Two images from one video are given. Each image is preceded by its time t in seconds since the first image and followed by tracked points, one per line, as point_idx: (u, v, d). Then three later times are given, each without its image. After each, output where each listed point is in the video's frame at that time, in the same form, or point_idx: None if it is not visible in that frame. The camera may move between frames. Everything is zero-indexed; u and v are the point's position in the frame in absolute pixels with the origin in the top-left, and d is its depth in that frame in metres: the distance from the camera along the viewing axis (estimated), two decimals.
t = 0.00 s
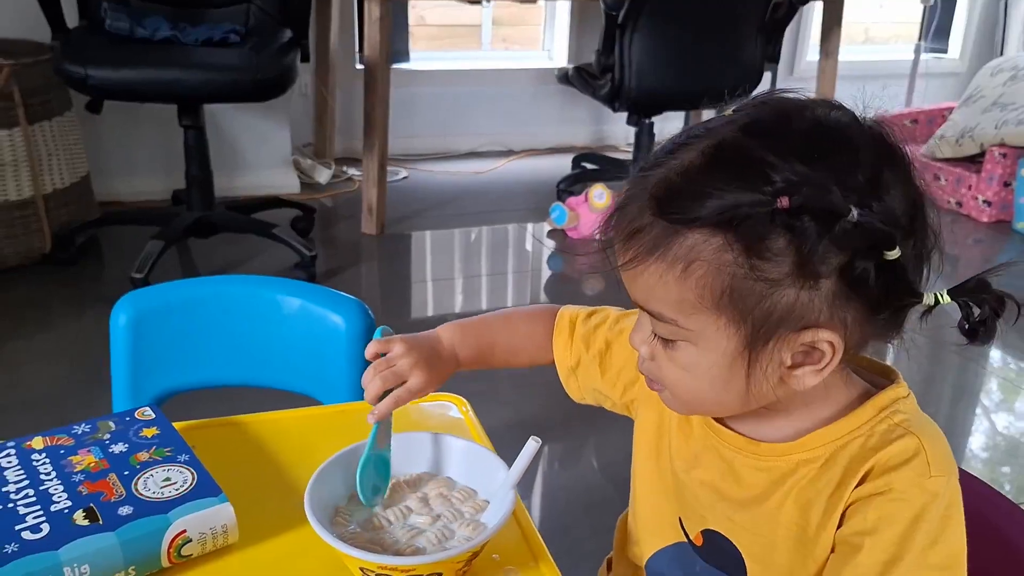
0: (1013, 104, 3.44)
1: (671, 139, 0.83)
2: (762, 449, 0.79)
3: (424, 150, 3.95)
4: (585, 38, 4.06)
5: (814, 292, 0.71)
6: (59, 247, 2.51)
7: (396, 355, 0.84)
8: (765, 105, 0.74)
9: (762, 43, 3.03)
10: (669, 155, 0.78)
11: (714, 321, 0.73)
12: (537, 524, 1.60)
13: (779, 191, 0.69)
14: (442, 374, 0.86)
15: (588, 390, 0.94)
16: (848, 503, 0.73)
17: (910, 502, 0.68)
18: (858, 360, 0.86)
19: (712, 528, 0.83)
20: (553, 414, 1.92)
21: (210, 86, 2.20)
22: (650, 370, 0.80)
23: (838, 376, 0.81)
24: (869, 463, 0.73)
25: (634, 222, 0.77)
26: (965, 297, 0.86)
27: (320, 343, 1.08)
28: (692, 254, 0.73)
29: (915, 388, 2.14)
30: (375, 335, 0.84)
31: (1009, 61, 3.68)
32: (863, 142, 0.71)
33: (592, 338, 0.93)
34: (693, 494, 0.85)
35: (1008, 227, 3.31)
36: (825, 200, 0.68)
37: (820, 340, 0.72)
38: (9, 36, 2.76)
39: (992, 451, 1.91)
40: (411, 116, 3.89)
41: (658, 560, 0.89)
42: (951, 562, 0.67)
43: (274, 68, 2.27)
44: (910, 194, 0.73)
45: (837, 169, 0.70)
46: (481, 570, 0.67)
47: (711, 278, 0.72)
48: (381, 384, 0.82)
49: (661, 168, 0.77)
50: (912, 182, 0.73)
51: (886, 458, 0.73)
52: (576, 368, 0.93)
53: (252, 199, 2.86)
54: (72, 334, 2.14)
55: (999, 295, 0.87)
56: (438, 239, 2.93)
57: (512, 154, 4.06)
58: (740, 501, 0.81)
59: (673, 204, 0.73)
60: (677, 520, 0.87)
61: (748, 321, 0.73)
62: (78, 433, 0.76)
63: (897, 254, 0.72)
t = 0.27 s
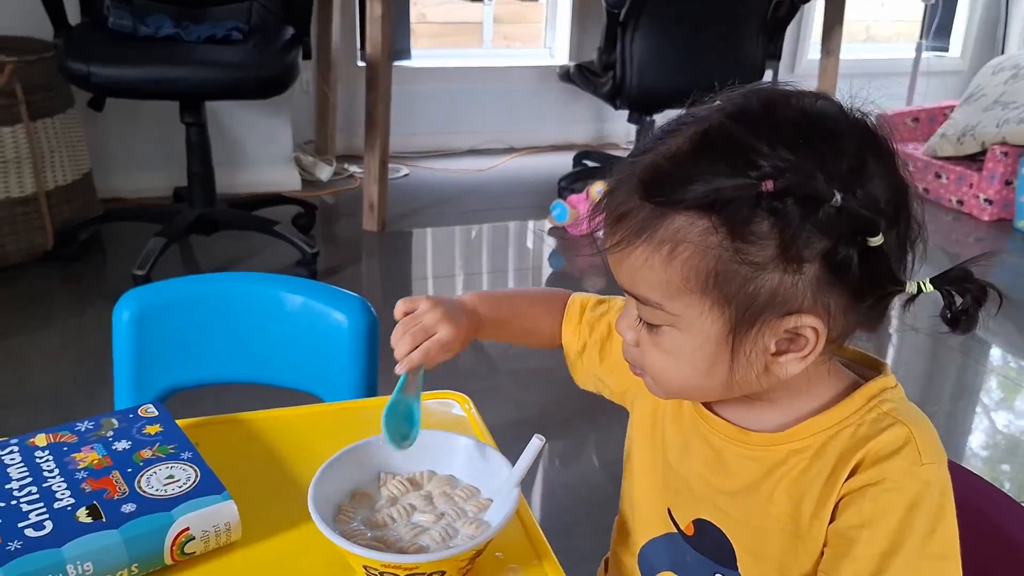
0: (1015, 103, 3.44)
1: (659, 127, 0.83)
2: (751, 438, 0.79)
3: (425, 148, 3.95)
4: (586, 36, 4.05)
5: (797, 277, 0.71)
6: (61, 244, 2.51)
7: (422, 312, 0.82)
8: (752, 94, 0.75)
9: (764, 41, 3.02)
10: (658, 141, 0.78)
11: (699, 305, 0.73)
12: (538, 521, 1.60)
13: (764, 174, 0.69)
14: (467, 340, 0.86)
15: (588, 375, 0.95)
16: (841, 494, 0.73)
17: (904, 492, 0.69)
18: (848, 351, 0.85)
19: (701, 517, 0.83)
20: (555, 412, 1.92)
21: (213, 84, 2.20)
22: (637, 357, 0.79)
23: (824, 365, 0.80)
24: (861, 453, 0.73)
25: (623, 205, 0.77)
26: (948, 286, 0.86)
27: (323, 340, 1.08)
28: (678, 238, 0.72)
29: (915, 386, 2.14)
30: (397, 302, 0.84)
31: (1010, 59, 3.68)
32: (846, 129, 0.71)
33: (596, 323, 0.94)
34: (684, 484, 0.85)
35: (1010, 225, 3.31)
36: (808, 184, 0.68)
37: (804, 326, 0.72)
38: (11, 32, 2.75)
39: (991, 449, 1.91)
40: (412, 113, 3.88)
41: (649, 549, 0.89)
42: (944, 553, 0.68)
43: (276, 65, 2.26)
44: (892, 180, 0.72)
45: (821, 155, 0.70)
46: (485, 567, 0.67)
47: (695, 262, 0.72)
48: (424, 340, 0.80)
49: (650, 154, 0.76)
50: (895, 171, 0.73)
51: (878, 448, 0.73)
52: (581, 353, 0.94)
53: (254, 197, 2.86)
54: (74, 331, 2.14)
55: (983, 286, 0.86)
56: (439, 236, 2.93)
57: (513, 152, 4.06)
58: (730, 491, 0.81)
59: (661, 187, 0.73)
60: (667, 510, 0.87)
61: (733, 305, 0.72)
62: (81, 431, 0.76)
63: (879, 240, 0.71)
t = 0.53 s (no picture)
0: (1008, 98, 3.40)
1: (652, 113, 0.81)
2: (746, 425, 0.75)
3: (417, 140, 3.92)
4: (580, 28, 4.03)
5: (794, 258, 0.67)
6: (47, 236, 2.48)
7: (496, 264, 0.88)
8: (751, 78, 0.72)
9: (757, 33, 2.96)
10: (653, 123, 0.75)
11: (694, 287, 0.69)
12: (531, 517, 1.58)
13: (764, 151, 0.66)
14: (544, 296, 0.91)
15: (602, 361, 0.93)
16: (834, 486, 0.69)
17: (899, 484, 0.64)
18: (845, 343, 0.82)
19: (695, 504, 0.79)
20: (549, 406, 1.90)
21: (202, 74, 2.16)
22: (630, 343, 0.76)
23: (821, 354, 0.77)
24: (854, 445, 0.68)
25: (617, 185, 0.74)
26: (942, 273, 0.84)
27: (313, 335, 1.05)
28: (675, 215, 0.69)
29: (906, 380, 2.13)
30: (469, 252, 0.88)
31: (1002, 54, 3.66)
32: (843, 114, 0.69)
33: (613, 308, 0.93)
34: (678, 473, 0.81)
35: (1002, 220, 3.30)
36: (809, 163, 0.66)
37: (799, 309, 0.69)
38: None
39: (978, 442, 1.90)
40: (404, 105, 3.85)
41: (648, 533, 0.85)
42: (944, 550, 0.63)
43: (266, 55, 2.23)
44: (888, 168, 0.70)
45: (820, 137, 0.67)
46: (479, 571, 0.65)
47: (691, 242, 0.69)
48: (501, 294, 0.85)
49: (647, 133, 0.73)
50: (891, 157, 0.71)
51: (873, 439, 0.68)
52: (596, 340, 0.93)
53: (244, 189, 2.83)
54: (60, 325, 2.10)
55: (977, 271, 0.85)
56: (430, 229, 2.90)
57: (506, 145, 4.03)
58: (722, 481, 0.77)
59: (660, 163, 0.70)
60: (661, 498, 0.84)
61: (728, 286, 0.69)
62: (62, 429, 0.74)
63: (876, 223, 0.68)
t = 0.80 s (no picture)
0: (996, 71, 3.37)
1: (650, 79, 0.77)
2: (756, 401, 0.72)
3: (401, 113, 3.86)
4: None
5: (816, 218, 0.64)
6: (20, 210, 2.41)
7: (543, 243, 0.85)
8: (751, 38, 0.69)
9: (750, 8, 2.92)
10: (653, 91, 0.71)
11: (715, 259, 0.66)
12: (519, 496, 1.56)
13: (775, 107, 0.62)
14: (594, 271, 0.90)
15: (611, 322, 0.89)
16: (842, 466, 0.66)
17: (913, 466, 0.61)
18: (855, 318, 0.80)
19: (698, 479, 0.76)
20: (537, 384, 1.88)
21: (179, 43, 2.10)
22: (645, 324, 0.73)
23: (838, 326, 0.73)
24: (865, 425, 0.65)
25: (621, 159, 0.70)
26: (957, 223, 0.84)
27: (295, 312, 1.01)
28: (688, 182, 0.65)
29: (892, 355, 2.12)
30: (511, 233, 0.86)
31: (990, 27, 3.62)
32: (848, 63, 0.66)
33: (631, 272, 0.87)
34: (684, 450, 0.78)
35: (989, 195, 3.31)
36: (822, 119, 0.62)
37: (824, 272, 0.65)
38: None
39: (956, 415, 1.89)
40: (387, 77, 3.78)
41: (649, 508, 0.82)
42: (956, 536, 0.61)
43: (245, 24, 2.17)
44: (902, 111, 0.67)
45: (830, 88, 0.64)
46: (473, 560, 0.62)
47: (708, 209, 0.65)
48: (565, 270, 0.84)
49: (647, 101, 0.69)
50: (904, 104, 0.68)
51: (886, 420, 0.65)
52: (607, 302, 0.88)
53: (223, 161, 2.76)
54: (35, 301, 2.05)
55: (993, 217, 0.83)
56: (414, 203, 2.86)
57: (491, 118, 3.98)
58: (728, 457, 0.74)
59: (665, 131, 0.66)
60: (665, 473, 0.81)
61: (751, 254, 0.65)
62: (29, 412, 0.69)
63: (897, 174, 0.66)
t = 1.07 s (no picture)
0: (999, 57, 3.38)
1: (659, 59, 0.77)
2: (758, 378, 0.72)
3: (401, 98, 3.84)
4: None
5: (822, 188, 0.64)
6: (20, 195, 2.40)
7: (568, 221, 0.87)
8: (763, 14, 0.70)
9: None
10: (664, 66, 0.71)
11: (720, 228, 0.65)
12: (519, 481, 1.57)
13: (787, 75, 0.62)
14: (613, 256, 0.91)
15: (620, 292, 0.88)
16: (842, 445, 0.66)
17: (915, 445, 0.61)
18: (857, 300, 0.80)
19: (700, 459, 0.77)
20: (537, 369, 1.88)
21: (177, 26, 2.09)
22: (649, 298, 0.72)
23: (844, 309, 0.73)
24: (866, 405, 0.65)
25: (630, 130, 0.70)
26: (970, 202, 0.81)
27: (296, 297, 1.01)
28: (697, 149, 0.65)
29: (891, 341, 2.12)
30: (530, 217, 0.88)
31: (995, 12, 3.61)
32: (862, 37, 0.66)
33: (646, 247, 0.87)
34: (686, 429, 0.79)
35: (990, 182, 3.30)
36: (834, 87, 0.62)
37: (828, 244, 0.65)
38: None
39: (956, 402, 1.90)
40: (387, 62, 3.76)
41: (652, 489, 0.83)
42: (957, 517, 0.60)
43: (244, 6, 2.15)
44: (911, 89, 0.67)
45: (844, 59, 0.64)
46: (477, 542, 0.63)
47: (714, 178, 0.65)
48: (592, 242, 0.85)
49: (660, 72, 0.70)
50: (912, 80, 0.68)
51: (887, 399, 0.64)
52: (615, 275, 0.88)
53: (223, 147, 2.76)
54: (35, 287, 2.05)
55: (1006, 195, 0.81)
56: (415, 189, 2.85)
57: (492, 103, 3.97)
58: (730, 435, 0.74)
59: (677, 99, 0.66)
60: (667, 455, 0.81)
61: (756, 224, 0.65)
62: (32, 396, 0.69)
63: (904, 148, 0.65)
